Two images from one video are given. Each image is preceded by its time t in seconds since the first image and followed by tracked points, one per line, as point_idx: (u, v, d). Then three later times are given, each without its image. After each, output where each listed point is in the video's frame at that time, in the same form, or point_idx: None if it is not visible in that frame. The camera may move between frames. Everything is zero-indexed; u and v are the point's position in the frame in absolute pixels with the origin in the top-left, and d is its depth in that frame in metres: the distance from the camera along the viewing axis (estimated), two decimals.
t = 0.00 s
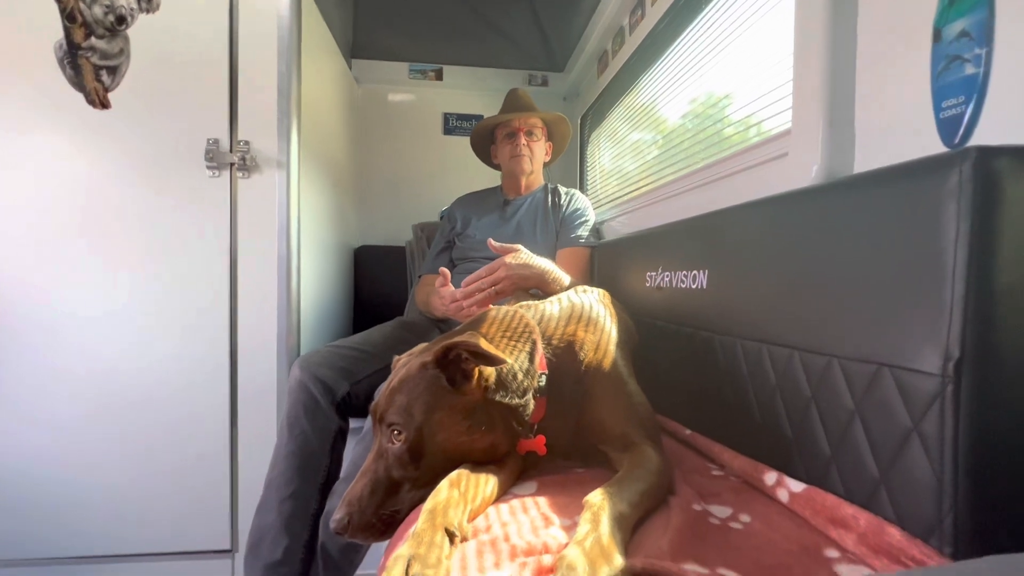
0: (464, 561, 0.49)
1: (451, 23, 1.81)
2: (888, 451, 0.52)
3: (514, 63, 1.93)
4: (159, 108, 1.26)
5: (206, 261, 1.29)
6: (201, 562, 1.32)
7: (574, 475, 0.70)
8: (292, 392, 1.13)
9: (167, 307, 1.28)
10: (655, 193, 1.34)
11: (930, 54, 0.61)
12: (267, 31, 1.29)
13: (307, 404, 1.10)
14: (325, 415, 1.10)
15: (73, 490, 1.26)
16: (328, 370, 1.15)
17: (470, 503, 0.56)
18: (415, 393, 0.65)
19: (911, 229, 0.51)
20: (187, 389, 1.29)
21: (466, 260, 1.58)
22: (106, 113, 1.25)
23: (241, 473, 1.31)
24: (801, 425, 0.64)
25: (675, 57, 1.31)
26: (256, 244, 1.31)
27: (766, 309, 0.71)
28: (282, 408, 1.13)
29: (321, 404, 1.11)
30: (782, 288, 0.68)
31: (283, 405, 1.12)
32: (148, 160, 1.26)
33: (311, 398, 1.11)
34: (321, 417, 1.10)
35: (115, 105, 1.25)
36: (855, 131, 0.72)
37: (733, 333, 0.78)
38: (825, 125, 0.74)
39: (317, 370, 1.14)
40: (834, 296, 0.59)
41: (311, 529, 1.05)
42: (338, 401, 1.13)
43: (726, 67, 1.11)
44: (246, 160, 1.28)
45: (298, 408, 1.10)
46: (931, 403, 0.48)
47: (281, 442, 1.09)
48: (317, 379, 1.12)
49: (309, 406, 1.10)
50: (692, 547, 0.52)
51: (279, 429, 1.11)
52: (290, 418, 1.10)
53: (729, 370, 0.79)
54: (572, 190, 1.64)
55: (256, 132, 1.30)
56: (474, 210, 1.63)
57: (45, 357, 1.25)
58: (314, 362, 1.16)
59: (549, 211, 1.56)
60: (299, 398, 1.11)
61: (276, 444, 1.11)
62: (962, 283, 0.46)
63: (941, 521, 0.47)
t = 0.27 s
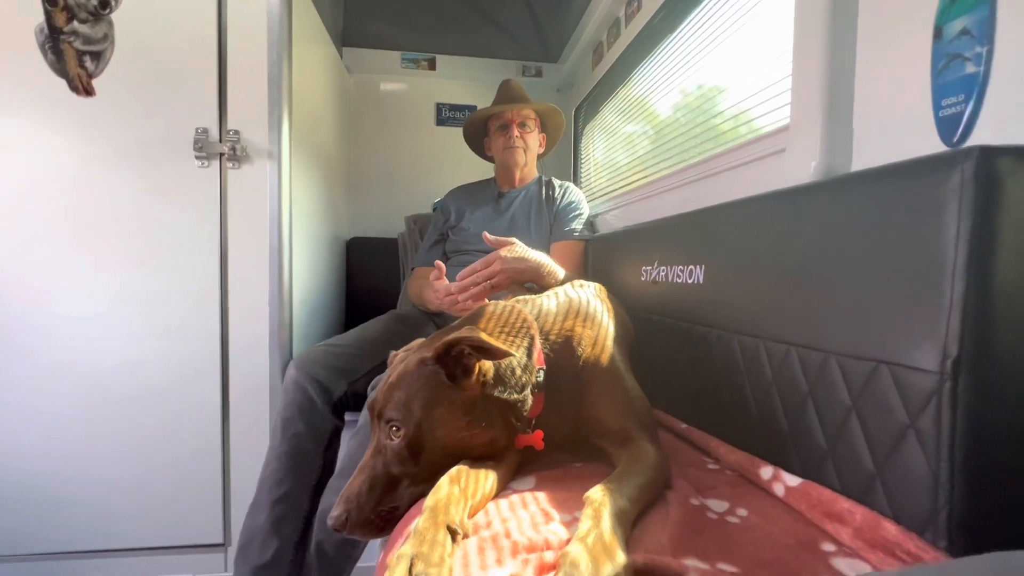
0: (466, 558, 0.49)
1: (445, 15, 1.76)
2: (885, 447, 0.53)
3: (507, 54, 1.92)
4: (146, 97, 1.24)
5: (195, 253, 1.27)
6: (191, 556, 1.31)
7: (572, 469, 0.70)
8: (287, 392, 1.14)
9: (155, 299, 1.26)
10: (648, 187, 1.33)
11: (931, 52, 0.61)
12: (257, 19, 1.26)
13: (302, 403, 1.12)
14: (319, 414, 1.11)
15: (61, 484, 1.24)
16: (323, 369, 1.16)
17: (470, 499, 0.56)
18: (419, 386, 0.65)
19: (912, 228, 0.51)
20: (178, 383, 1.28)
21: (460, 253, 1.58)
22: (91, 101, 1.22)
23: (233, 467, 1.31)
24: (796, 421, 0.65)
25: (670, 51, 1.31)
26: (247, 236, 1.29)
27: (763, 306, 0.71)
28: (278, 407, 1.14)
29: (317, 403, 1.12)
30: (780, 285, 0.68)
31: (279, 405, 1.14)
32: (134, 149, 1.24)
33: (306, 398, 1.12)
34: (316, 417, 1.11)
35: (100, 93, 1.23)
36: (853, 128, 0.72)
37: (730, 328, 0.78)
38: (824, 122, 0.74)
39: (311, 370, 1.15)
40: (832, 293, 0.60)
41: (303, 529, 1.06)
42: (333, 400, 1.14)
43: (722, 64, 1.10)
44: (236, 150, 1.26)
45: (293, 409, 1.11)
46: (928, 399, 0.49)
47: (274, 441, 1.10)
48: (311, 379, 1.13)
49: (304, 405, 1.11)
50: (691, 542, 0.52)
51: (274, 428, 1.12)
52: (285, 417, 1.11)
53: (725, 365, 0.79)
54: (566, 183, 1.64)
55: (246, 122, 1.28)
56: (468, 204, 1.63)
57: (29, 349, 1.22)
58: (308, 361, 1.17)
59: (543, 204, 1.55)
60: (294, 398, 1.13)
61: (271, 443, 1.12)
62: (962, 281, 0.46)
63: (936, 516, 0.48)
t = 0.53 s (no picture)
0: None
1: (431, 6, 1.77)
2: (868, 472, 0.54)
3: (493, 48, 1.89)
4: (120, 92, 1.20)
5: (173, 253, 1.24)
6: (172, 561, 1.29)
7: (559, 487, 0.71)
8: (271, 399, 1.14)
9: (131, 300, 1.23)
10: (637, 190, 1.33)
11: (919, 76, 0.61)
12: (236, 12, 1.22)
13: (286, 411, 1.12)
14: (305, 420, 1.12)
15: (36, 488, 1.22)
16: (307, 376, 1.16)
17: (458, 525, 0.56)
18: (418, 394, 0.61)
19: (898, 257, 0.52)
20: (156, 386, 1.25)
21: (446, 252, 1.56)
22: (61, 95, 1.18)
23: (214, 471, 1.29)
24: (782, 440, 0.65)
25: (659, 54, 1.30)
26: (227, 237, 1.26)
27: (750, 324, 0.71)
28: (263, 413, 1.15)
29: (302, 411, 1.13)
30: (767, 304, 0.69)
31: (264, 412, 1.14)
32: (108, 146, 1.20)
33: (291, 405, 1.12)
34: (300, 424, 1.12)
35: (71, 87, 1.19)
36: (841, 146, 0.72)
37: (718, 343, 0.78)
38: (813, 138, 0.74)
39: (296, 377, 1.15)
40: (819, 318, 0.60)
41: (286, 538, 1.07)
42: (319, 408, 1.14)
43: (716, 72, 1.09)
44: (215, 149, 1.23)
45: (277, 416, 1.12)
46: (911, 430, 0.49)
47: (258, 450, 1.11)
48: (296, 386, 1.14)
49: (288, 413, 1.12)
50: (676, 566, 0.53)
51: (259, 435, 1.13)
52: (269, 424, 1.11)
53: (711, 379, 0.80)
54: (553, 182, 1.62)
55: (225, 119, 1.24)
56: (453, 202, 1.61)
57: None
58: (293, 368, 1.17)
59: (529, 204, 1.54)
60: (279, 405, 1.13)
61: (255, 449, 1.13)
62: (947, 316, 0.47)
63: (916, 544, 0.49)
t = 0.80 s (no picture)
0: None
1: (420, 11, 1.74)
2: (861, 505, 0.56)
3: (486, 50, 1.89)
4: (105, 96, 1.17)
5: (161, 261, 1.22)
6: (162, 570, 1.29)
7: (558, 509, 0.72)
8: (264, 410, 1.15)
9: (118, 308, 1.21)
10: (624, 200, 1.35)
11: (914, 117, 0.62)
12: (226, 17, 1.20)
13: (279, 422, 1.12)
14: (298, 432, 1.13)
15: (22, 499, 1.21)
16: (300, 386, 1.15)
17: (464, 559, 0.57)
18: (526, 344, 0.62)
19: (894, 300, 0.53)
20: (145, 395, 1.24)
21: (438, 256, 1.54)
22: (42, 98, 1.15)
23: (204, 479, 1.28)
24: (777, 466, 0.67)
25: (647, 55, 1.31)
26: (217, 244, 1.25)
27: (746, 351, 0.73)
28: (256, 424, 1.15)
29: (295, 423, 1.13)
30: (765, 334, 0.70)
31: (257, 423, 1.15)
32: (92, 151, 1.17)
33: (284, 417, 1.12)
34: (295, 436, 1.12)
35: (53, 90, 1.15)
36: (835, 178, 0.74)
37: (715, 365, 0.80)
38: (806, 167, 0.76)
39: (289, 388, 1.15)
40: (816, 351, 0.62)
41: (280, 556, 1.09)
42: (312, 418, 1.15)
43: (718, 91, 1.05)
44: (205, 155, 1.21)
45: (270, 428, 1.12)
46: (903, 469, 0.51)
47: (252, 462, 1.12)
48: (289, 397, 1.13)
49: (282, 424, 1.12)
50: None
51: (252, 446, 1.13)
52: (263, 436, 1.12)
53: (706, 400, 0.81)
54: (545, 186, 1.62)
55: (215, 125, 1.22)
56: (445, 204, 1.60)
57: None
58: (285, 379, 1.16)
59: (523, 207, 1.53)
60: (272, 417, 1.13)
61: (248, 461, 1.13)
62: (941, 361, 0.49)
63: None
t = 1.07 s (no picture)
0: None
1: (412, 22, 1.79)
2: (838, 558, 0.60)
3: (479, 65, 1.92)
4: (100, 122, 1.17)
5: (156, 286, 1.23)
6: None
7: (555, 550, 0.76)
8: (261, 437, 1.17)
9: (113, 333, 1.22)
10: (613, 229, 1.40)
11: (894, 190, 0.67)
12: (224, 44, 1.20)
13: (277, 450, 1.15)
14: (295, 458, 1.15)
15: (17, 521, 1.22)
16: (297, 414, 1.18)
17: None
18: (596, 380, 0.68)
19: (872, 372, 0.57)
20: (139, 418, 1.24)
21: (432, 275, 1.57)
22: (36, 123, 1.15)
23: (198, 501, 1.29)
24: (761, 512, 0.72)
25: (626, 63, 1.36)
26: (212, 270, 1.25)
27: (734, 400, 0.77)
28: (253, 450, 1.17)
29: (292, 449, 1.15)
30: (754, 387, 0.74)
31: (254, 449, 1.17)
32: (86, 177, 1.17)
33: (282, 444, 1.15)
34: (292, 462, 1.15)
35: (47, 115, 1.15)
36: (820, 237, 0.78)
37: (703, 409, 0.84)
38: (796, 225, 0.79)
39: (286, 416, 1.17)
40: (800, 409, 0.66)
41: None
42: (309, 445, 1.18)
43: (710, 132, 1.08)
44: (201, 182, 1.21)
45: (268, 455, 1.14)
46: (878, 531, 0.56)
47: (250, 489, 1.14)
48: (286, 425, 1.16)
49: (279, 451, 1.15)
50: None
51: (250, 472, 1.15)
52: (261, 463, 1.14)
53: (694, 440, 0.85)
54: (538, 206, 1.64)
55: (211, 151, 1.22)
56: (439, 221, 1.60)
57: None
58: (282, 406, 1.19)
59: (516, 228, 1.56)
60: (269, 444, 1.15)
61: (245, 489, 1.15)
62: (913, 435, 0.53)
63: None
